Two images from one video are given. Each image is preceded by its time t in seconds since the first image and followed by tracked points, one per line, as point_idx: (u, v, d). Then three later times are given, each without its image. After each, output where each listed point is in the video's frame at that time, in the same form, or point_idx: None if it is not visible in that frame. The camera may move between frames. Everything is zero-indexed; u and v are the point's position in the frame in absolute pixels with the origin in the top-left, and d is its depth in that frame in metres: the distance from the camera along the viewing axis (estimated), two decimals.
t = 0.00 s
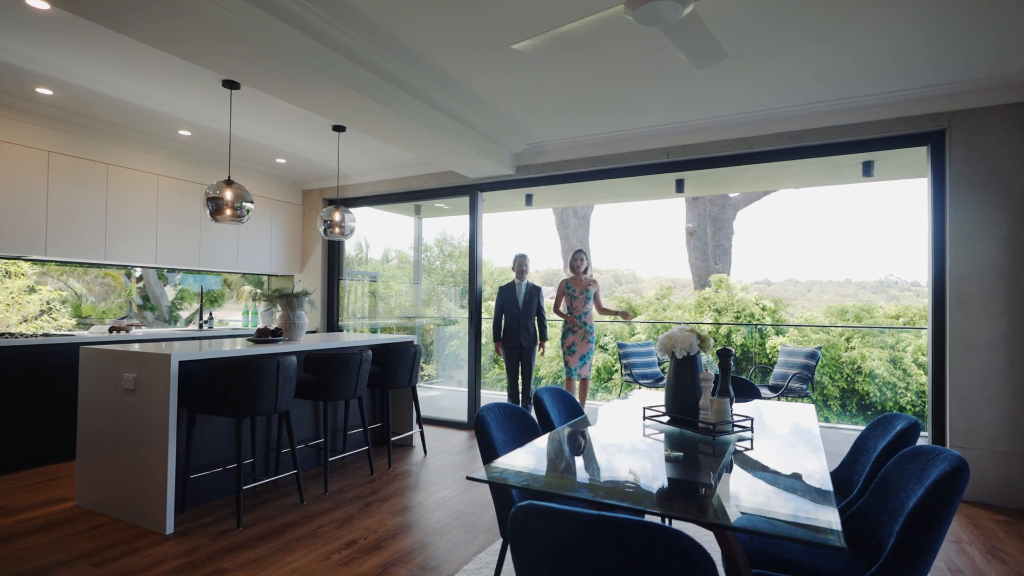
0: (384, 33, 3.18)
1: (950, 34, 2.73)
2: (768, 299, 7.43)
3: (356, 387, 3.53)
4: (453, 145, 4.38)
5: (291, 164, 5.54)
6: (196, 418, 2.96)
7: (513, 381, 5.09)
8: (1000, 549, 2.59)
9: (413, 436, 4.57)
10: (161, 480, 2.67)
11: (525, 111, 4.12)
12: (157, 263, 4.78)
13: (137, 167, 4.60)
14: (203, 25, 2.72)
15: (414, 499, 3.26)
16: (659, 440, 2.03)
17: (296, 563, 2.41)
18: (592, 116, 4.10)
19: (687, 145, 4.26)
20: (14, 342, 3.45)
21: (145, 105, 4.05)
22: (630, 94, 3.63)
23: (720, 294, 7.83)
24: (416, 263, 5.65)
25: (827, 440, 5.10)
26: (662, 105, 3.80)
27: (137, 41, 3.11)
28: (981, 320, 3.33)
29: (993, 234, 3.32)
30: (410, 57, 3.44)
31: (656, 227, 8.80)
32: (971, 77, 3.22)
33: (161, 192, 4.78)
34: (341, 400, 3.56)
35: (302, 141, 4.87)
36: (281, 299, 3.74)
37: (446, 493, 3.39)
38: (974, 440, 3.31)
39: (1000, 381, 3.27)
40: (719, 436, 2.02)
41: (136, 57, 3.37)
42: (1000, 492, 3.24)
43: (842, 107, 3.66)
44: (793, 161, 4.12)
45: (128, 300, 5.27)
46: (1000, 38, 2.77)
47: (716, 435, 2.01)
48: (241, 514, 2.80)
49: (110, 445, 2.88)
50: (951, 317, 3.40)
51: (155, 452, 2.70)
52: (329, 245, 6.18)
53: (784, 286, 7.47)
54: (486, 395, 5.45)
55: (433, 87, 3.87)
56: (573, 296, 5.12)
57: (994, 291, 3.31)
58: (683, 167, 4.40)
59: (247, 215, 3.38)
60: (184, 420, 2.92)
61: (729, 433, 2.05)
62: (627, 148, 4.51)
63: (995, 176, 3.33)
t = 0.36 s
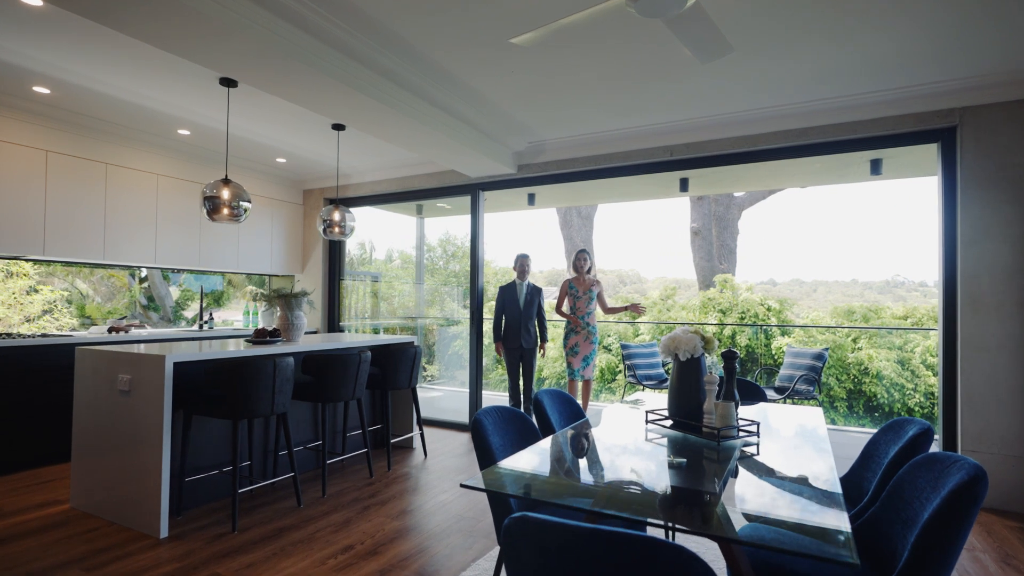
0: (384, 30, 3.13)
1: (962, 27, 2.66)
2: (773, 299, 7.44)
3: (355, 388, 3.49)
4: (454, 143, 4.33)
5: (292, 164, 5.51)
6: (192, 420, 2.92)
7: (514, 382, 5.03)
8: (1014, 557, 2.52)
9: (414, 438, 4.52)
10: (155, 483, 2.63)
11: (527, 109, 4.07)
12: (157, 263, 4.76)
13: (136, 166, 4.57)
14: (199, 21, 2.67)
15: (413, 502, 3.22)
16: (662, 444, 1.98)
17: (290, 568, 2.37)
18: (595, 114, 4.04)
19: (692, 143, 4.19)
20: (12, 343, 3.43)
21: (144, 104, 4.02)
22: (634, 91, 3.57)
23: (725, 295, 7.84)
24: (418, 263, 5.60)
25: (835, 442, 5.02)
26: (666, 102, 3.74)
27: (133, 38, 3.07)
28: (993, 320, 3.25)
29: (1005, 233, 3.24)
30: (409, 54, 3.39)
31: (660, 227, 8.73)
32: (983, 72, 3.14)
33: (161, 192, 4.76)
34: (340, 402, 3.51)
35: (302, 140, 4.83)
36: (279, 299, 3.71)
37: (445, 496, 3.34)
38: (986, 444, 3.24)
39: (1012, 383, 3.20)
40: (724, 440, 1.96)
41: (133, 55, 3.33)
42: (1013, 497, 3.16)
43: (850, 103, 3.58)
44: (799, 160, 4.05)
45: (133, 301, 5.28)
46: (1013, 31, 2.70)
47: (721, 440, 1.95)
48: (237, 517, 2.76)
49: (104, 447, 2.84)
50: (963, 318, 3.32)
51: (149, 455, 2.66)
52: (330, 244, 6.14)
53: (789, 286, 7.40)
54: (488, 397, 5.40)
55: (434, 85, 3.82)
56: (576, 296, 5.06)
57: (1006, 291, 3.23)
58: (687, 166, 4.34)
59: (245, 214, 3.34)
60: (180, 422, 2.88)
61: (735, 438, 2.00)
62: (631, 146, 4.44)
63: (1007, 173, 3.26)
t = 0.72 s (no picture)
0: (382, 26, 3.08)
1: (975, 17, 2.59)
2: (778, 299, 7.37)
3: (353, 390, 3.43)
4: (455, 142, 4.28)
5: (292, 163, 5.48)
6: (187, 422, 2.87)
7: (515, 384, 4.97)
8: None
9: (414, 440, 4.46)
10: (148, 486, 2.58)
11: (528, 107, 4.01)
12: (156, 264, 4.73)
13: (134, 166, 4.53)
14: (194, 17, 2.63)
15: (411, 505, 3.16)
16: (664, 448, 1.92)
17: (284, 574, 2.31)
18: (598, 111, 3.98)
19: (696, 140, 4.13)
20: (8, 343, 3.40)
21: (142, 103, 3.98)
22: (637, 86, 3.50)
23: (730, 296, 7.84)
24: (420, 264, 5.55)
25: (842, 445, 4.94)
26: (670, 98, 3.67)
27: (129, 35, 3.03)
28: (1006, 321, 3.17)
29: (1018, 230, 3.17)
30: (409, 51, 3.34)
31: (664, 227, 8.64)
32: (994, 65, 3.07)
33: (160, 192, 4.72)
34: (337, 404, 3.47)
35: (302, 139, 4.79)
36: (277, 299, 3.64)
37: (445, 499, 3.28)
38: (999, 447, 3.16)
39: None
40: (728, 445, 1.90)
41: (129, 53, 3.29)
42: None
43: (858, 98, 3.52)
44: (805, 157, 3.97)
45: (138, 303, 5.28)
46: None
47: (725, 445, 1.89)
48: (232, 521, 2.71)
49: (98, 449, 2.79)
50: (974, 319, 3.24)
51: (142, 457, 2.61)
52: (330, 245, 6.11)
53: (795, 286, 7.31)
54: (489, 398, 5.34)
55: (434, 82, 3.77)
56: (579, 297, 4.99)
57: (1020, 290, 3.15)
58: (691, 164, 4.27)
59: (241, 213, 3.30)
60: (175, 424, 2.84)
61: (740, 442, 1.93)
62: (633, 144, 4.38)
63: (1020, 170, 3.18)
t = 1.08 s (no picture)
0: (381, 23, 3.02)
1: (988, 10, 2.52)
2: (783, 301, 7.18)
3: (351, 392, 3.38)
4: (456, 141, 4.22)
5: (291, 163, 5.44)
6: (181, 424, 2.83)
7: (517, 385, 4.91)
8: None
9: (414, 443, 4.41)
10: (141, 489, 2.54)
11: (529, 104, 3.95)
12: (155, 264, 4.70)
13: (133, 166, 4.51)
14: (189, 17, 2.59)
15: (409, 509, 3.10)
16: (666, 453, 1.86)
17: None
18: (600, 109, 3.92)
19: (700, 139, 4.06)
20: (5, 344, 3.38)
21: (140, 102, 3.95)
22: (640, 83, 3.44)
23: (734, 296, 7.64)
24: (422, 264, 5.50)
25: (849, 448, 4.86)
26: (673, 95, 3.62)
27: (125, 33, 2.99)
28: (1018, 322, 3.10)
29: None
30: (407, 49, 3.30)
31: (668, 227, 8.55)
32: (1006, 60, 3.00)
33: (158, 192, 4.69)
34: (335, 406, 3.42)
35: (301, 138, 4.75)
36: (274, 299, 3.59)
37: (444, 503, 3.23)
38: (1011, 452, 3.08)
39: None
40: (732, 451, 1.83)
41: (125, 51, 3.26)
42: None
43: (865, 94, 3.44)
44: (811, 155, 3.90)
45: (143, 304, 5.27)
46: None
47: (728, 451, 1.83)
48: (226, 526, 2.67)
49: (91, 452, 2.75)
50: (985, 320, 3.17)
51: (135, 460, 2.57)
52: (331, 245, 6.07)
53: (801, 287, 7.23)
54: (491, 400, 5.28)
55: (433, 80, 3.71)
56: (580, 297, 4.94)
57: None
58: (695, 162, 4.21)
59: (237, 212, 3.26)
60: (169, 426, 2.79)
61: (744, 448, 1.87)
62: (636, 143, 4.32)
63: None
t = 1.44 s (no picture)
0: (379, 20, 2.97)
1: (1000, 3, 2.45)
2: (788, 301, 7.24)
3: (349, 395, 3.34)
4: (456, 140, 4.17)
5: (291, 163, 5.41)
6: (175, 427, 2.79)
7: (520, 387, 4.86)
8: None
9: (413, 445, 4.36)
10: (133, 493, 2.49)
11: (530, 103, 3.90)
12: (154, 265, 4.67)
13: (131, 166, 4.48)
14: (182, 14, 2.55)
15: (407, 514, 3.04)
16: (667, 460, 1.82)
17: None
18: (602, 107, 3.87)
19: (703, 137, 4.00)
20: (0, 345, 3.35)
21: (137, 101, 3.92)
22: (642, 80, 3.38)
23: (739, 297, 7.70)
24: (425, 265, 5.44)
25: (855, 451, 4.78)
26: (676, 93, 3.55)
27: (118, 31, 2.95)
28: None
29: None
30: (405, 47, 3.25)
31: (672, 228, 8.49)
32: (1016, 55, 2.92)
33: (156, 192, 4.66)
34: (332, 409, 3.37)
35: (300, 137, 4.71)
36: (272, 300, 3.55)
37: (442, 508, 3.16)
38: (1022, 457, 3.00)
39: None
40: (735, 458, 1.78)
41: (120, 50, 3.22)
42: None
43: (872, 91, 3.38)
44: (817, 153, 3.83)
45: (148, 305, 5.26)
46: None
47: (732, 457, 1.77)
48: (220, 531, 2.62)
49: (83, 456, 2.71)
50: (996, 322, 3.10)
51: (127, 463, 2.52)
52: (331, 246, 6.04)
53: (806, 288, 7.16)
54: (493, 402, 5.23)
55: (433, 79, 3.66)
56: (582, 299, 4.90)
57: None
58: (698, 161, 4.14)
59: (233, 212, 3.22)
60: (163, 429, 2.75)
61: (749, 455, 1.81)
62: (638, 142, 4.26)
63: None
